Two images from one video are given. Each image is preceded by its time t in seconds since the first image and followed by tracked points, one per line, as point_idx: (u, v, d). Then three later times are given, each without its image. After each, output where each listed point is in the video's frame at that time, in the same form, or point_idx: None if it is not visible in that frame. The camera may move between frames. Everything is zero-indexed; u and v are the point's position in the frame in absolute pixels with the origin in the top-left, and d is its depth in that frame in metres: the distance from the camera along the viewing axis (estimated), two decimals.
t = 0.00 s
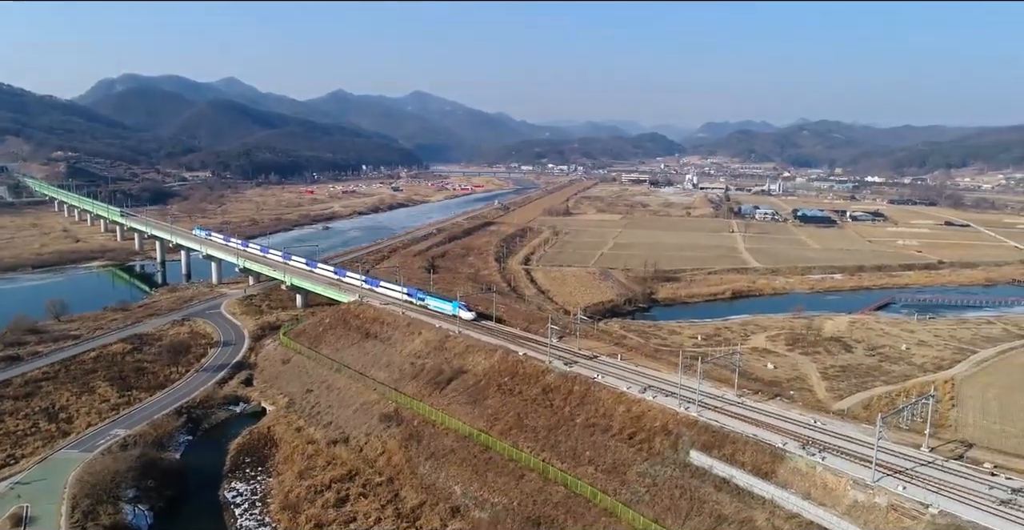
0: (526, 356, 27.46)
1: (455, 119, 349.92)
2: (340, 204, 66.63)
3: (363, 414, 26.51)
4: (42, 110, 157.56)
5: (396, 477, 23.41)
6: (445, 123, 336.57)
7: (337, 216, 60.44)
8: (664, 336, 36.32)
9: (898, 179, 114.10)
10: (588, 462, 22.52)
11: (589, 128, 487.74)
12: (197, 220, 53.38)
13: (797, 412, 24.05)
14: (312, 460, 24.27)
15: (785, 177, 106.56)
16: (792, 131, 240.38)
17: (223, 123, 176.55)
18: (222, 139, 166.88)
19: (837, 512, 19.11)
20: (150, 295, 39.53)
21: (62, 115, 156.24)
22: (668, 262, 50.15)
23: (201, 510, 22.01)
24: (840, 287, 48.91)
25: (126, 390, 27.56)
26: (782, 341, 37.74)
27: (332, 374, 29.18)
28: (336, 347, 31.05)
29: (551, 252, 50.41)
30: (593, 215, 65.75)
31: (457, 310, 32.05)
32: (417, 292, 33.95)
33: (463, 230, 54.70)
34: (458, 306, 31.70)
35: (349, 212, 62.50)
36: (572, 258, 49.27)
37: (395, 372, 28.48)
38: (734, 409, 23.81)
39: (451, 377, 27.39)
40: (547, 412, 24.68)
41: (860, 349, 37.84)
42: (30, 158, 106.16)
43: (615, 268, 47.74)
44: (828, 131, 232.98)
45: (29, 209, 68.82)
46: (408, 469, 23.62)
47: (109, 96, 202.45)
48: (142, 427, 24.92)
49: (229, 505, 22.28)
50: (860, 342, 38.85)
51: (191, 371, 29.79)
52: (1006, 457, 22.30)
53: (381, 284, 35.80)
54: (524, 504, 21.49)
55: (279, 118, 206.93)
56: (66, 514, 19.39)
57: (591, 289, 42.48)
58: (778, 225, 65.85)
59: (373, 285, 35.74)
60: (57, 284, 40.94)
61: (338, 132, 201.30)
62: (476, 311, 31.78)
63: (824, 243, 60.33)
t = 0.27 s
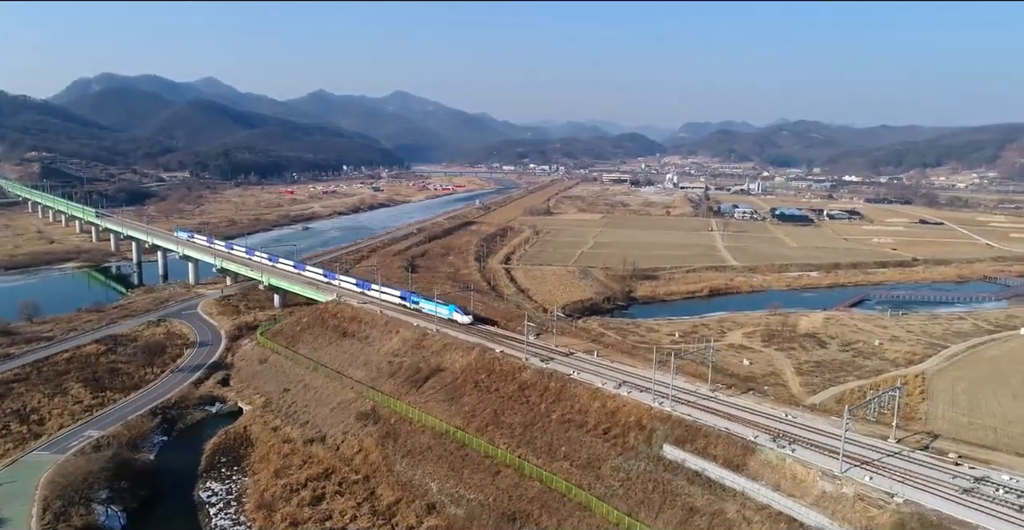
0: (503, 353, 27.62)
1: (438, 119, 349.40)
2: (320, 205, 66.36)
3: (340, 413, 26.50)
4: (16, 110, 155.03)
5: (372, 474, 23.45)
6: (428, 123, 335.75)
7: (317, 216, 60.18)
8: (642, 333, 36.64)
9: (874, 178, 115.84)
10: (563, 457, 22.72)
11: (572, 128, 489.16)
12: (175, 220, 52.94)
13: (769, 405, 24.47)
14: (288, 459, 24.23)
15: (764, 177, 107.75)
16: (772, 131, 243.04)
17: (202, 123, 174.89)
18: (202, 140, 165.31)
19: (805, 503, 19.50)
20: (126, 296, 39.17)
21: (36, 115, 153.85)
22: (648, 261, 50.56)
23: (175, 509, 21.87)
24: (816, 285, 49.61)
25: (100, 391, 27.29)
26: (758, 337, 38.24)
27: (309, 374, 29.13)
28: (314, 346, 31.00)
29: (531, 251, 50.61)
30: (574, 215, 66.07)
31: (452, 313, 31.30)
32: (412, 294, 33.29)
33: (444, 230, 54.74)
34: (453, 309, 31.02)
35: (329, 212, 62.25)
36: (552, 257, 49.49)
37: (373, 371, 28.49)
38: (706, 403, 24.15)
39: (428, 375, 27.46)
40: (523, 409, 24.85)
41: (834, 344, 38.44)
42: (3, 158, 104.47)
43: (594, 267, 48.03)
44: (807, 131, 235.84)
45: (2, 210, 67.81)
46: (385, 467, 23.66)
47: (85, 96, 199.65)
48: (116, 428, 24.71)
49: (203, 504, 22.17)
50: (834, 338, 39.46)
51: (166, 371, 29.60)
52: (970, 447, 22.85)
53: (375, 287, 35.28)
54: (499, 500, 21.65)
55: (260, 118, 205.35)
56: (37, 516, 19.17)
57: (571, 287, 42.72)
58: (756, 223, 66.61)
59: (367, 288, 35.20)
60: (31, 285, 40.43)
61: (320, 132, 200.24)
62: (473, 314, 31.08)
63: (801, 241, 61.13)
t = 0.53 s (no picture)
0: (481, 350, 27.78)
1: (421, 119, 348.57)
2: (300, 205, 66.03)
3: (318, 411, 26.50)
4: None
5: (349, 472, 23.48)
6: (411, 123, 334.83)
7: (297, 216, 59.90)
8: (620, 330, 36.92)
9: (852, 177, 117.54)
10: (539, 453, 22.92)
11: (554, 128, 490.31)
12: (152, 221, 52.45)
13: (741, 399, 24.88)
14: (265, 458, 24.18)
15: (744, 176, 108.87)
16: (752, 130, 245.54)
17: (181, 123, 173.03)
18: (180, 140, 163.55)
19: (775, 493, 19.89)
20: (101, 297, 38.78)
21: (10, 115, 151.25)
22: (627, 259, 50.92)
23: (150, 509, 21.75)
24: (792, 282, 50.29)
25: (74, 392, 27.02)
26: (735, 334, 38.70)
27: (286, 373, 29.08)
28: (291, 345, 30.95)
29: (511, 250, 50.77)
30: (555, 214, 66.34)
31: (449, 315, 30.62)
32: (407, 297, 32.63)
33: (425, 229, 54.73)
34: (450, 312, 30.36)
35: (309, 212, 61.97)
36: (532, 256, 49.69)
37: (350, 369, 28.51)
38: (680, 398, 24.51)
39: (406, 372, 27.53)
40: (500, 405, 25.02)
41: (809, 340, 39.02)
42: None
43: (574, 265, 48.28)
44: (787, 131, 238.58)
45: None
46: (362, 464, 23.71)
47: (61, 96, 196.57)
48: (90, 429, 24.50)
49: (177, 504, 22.05)
50: (810, 333, 40.06)
51: (142, 371, 29.41)
52: (936, 438, 23.42)
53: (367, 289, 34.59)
54: (475, 495, 21.81)
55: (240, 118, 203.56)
56: (8, 517, 18.98)
57: (550, 285, 42.94)
58: (735, 222, 67.32)
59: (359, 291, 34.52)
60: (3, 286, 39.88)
61: (302, 132, 198.97)
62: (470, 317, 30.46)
63: (779, 239, 61.89)
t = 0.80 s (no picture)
0: (461, 348, 27.93)
1: (407, 119, 347.81)
2: (283, 205, 65.75)
3: (298, 410, 26.51)
4: None
5: (328, 470, 23.51)
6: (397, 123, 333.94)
7: (279, 216, 59.65)
8: (601, 327, 37.17)
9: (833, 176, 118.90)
10: (518, 448, 23.10)
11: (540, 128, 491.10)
12: (132, 221, 52.06)
13: (717, 394, 25.25)
14: (244, 456, 24.15)
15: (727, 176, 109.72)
16: (736, 130, 247.52)
17: (163, 123, 171.42)
18: (162, 140, 162.04)
19: (749, 485, 20.25)
20: (80, 297, 38.48)
21: None
22: (610, 257, 51.22)
23: (127, 509, 21.67)
24: (773, 279, 50.83)
25: (51, 393, 26.78)
26: (715, 331, 39.07)
27: (266, 372, 29.08)
28: (272, 344, 30.96)
29: (495, 249, 50.88)
30: (539, 213, 66.55)
31: (450, 319, 30.24)
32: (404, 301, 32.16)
33: (408, 229, 54.73)
34: (451, 315, 29.97)
35: (292, 212, 61.74)
36: (515, 255, 49.84)
37: (331, 368, 28.55)
38: (658, 393, 24.83)
39: (386, 370, 27.62)
40: (480, 402, 25.17)
41: (788, 336, 39.49)
42: None
43: (557, 264, 48.48)
44: (771, 131, 240.78)
45: None
46: (341, 462, 23.76)
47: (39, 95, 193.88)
48: (67, 429, 24.33)
49: (155, 504, 21.97)
50: (789, 330, 40.54)
51: (120, 371, 29.26)
52: (908, 430, 23.91)
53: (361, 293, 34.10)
54: (454, 491, 21.98)
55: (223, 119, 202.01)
56: None
57: (533, 284, 43.11)
58: (717, 221, 67.88)
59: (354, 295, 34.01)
60: None
61: (286, 133, 197.89)
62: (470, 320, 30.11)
63: (761, 237, 62.50)
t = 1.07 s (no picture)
0: (442, 345, 28.08)
1: (393, 119, 346.87)
2: (267, 205, 65.50)
3: (279, 408, 26.52)
4: None
5: (309, 468, 23.56)
6: (384, 124, 332.90)
7: (263, 216, 59.40)
8: (584, 325, 37.42)
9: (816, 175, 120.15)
10: (498, 444, 23.28)
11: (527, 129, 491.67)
12: (113, 221, 51.68)
13: (696, 389, 25.62)
14: (224, 455, 24.12)
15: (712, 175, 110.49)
16: (721, 130, 249.21)
17: (146, 123, 169.79)
18: (145, 140, 160.48)
19: (725, 479, 20.60)
20: (60, 298, 38.21)
21: None
22: (594, 256, 51.49)
23: (106, 508, 21.60)
24: (755, 277, 51.34)
25: (29, 393, 26.58)
26: (697, 328, 39.43)
27: (248, 371, 29.08)
28: (253, 343, 30.95)
29: (479, 249, 51.02)
30: (524, 213, 66.75)
31: (454, 323, 29.73)
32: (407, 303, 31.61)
33: (393, 228, 54.73)
34: (456, 319, 29.46)
35: (276, 212, 61.52)
36: (500, 254, 49.98)
37: (312, 366, 28.60)
38: (637, 388, 25.13)
39: (367, 368, 27.71)
40: (461, 398, 25.32)
41: (769, 333, 39.93)
42: None
43: (542, 263, 48.68)
44: (756, 131, 242.66)
45: None
46: (322, 460, 23.81)
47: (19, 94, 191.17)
48: (45, 429, 24.19)
49: (134, 503, 21.92)
50: (770, 327, 40.96)
51: (100, 371, 29.11)
52: (881, 423, 24.43)
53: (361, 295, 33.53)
54: (435, 487, 22.12)
55: (207, 119, 200.36)
56: None
57: (517, 283, 43.27)
58: (701, 220, 68.40)
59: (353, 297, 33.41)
60: None
61: (271, 133, 196.72)
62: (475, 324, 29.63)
63: (744, 236, 63.05)
